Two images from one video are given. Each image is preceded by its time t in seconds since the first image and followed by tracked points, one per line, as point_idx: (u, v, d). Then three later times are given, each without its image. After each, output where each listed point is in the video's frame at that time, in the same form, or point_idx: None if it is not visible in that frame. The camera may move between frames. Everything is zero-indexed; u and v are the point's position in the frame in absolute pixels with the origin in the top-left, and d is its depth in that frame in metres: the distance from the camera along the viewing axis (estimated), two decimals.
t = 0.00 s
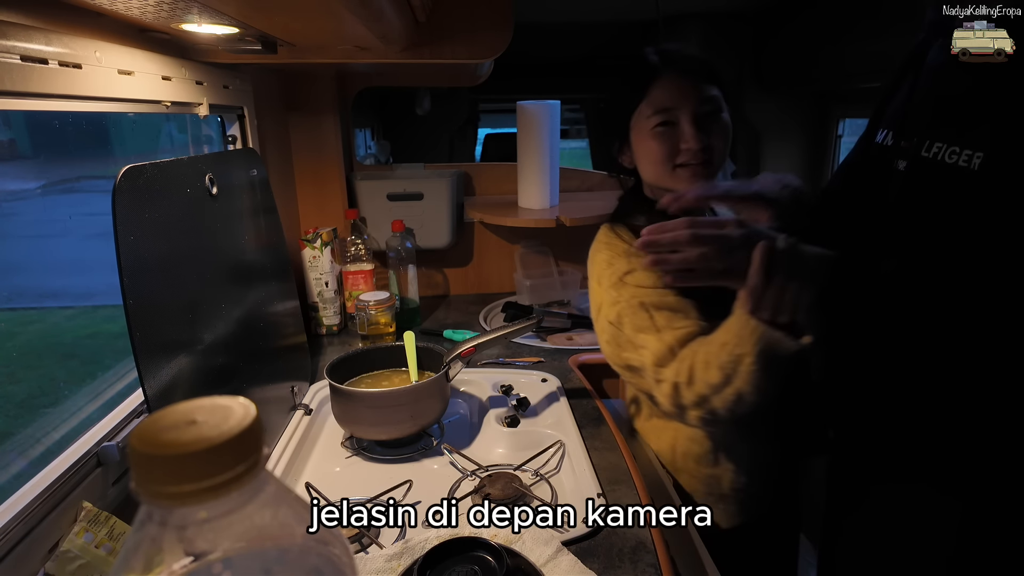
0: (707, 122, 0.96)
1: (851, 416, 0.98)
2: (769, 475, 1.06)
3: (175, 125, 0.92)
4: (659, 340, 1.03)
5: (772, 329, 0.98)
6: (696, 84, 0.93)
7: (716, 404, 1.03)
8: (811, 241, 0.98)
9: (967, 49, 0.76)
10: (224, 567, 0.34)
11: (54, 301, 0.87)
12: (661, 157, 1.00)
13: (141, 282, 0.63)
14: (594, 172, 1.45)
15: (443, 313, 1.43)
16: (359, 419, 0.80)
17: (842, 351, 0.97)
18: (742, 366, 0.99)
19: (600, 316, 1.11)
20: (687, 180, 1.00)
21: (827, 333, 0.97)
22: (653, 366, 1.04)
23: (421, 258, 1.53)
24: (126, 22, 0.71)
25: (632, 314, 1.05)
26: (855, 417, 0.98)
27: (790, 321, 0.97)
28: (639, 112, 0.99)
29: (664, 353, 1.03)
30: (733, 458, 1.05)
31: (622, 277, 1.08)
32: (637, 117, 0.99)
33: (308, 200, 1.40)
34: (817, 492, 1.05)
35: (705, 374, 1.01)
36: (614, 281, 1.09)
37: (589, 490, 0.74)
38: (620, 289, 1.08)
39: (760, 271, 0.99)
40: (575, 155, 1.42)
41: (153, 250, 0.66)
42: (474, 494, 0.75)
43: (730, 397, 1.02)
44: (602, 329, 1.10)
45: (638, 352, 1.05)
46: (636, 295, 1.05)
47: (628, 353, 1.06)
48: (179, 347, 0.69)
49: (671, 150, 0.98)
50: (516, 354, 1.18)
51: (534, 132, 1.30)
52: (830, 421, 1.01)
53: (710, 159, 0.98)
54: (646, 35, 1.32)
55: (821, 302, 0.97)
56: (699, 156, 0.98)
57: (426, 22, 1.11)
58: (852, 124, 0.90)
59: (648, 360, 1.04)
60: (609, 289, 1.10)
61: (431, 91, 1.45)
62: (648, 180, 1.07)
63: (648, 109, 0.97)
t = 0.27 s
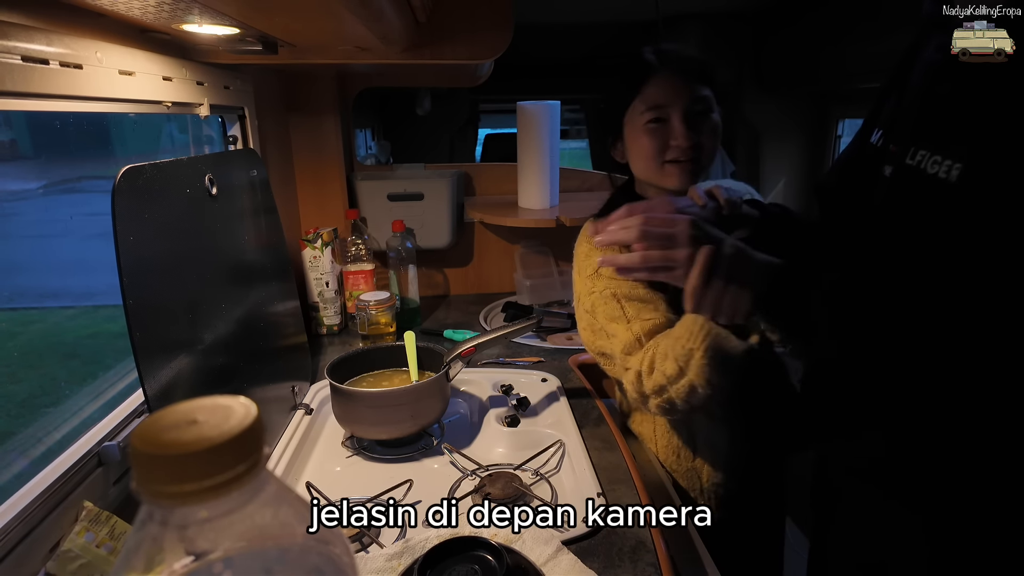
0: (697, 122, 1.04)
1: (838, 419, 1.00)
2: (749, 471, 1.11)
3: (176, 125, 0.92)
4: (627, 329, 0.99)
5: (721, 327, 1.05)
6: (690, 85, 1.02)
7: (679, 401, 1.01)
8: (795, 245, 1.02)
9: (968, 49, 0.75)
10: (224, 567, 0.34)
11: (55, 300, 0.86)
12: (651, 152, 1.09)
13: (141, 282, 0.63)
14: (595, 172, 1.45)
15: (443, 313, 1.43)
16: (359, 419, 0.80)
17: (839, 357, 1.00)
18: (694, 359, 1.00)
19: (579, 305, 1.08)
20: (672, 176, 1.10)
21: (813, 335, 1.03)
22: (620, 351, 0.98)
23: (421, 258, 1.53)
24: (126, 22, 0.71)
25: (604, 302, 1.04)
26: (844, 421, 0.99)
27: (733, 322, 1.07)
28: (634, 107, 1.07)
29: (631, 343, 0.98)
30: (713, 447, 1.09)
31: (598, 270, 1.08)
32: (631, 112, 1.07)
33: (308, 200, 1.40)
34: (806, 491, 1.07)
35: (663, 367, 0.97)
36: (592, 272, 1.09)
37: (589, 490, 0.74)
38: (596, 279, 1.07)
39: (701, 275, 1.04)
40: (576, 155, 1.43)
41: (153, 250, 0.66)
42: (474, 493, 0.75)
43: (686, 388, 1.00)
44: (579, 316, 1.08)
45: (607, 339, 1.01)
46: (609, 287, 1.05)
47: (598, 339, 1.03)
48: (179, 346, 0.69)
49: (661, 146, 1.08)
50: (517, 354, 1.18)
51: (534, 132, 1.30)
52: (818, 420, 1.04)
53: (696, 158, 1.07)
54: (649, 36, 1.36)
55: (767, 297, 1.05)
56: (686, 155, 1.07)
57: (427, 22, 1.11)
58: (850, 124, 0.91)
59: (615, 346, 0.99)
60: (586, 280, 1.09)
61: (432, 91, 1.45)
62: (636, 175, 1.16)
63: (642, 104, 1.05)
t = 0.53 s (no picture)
0: (689, 116, 1.04)
1: (834, 432, 0.96)
2: (749, 474, 1.06)
3: (176, 125, 0.92)
4: (620, 341, 1.07)
5: (700, 363, 0.99)
6: (678, 78, 1.01)
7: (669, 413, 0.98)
8: (801, 251, 0.98)
9: (967, 49, 0.74)
10: (225, 567, 0.34)
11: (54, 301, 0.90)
12: (644, 149, 1.10)
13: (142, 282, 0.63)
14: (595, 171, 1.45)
15: (444, 313, 1.43)
16: (359, 419, 0.80)
17: (826, 371, 0.95)
18: (673, 384, 0.97)
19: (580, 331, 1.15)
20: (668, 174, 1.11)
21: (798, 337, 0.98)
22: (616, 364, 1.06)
23: (421, 258, 1.53)
24: (126, 22, 0.71)
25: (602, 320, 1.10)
26: (834, 434, 0.96)
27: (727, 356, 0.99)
28: (623, 106, 1.08)
29: (624, 352, 1.07)
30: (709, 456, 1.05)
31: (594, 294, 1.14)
32: (623, 111, 1.08)
33: (308, 200, 1.40)
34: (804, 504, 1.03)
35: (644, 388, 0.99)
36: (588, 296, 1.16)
37: (590, 490, 0.74)
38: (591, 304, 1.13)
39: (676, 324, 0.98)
40: (577, 155, 1.46)
41: (152, 250, 0.66)
42: (474, 493, 0.75)
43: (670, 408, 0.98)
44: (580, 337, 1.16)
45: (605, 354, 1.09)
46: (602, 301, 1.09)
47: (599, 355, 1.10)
48: (180, 346, 0.69)
49: (653, 143, 1.08)
50: (517, 354, 1.18)
51: (535, 132, 1.30)
52: (814, 431, 1.00)
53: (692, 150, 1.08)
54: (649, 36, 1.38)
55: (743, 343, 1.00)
56: (681, 149, 1.07)
57: (427, 22, 1.11)
58: (848, 125, 0.95)
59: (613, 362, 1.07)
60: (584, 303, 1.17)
61: (432, 91, 1.45)
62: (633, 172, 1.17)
63: (632, 104, 1.06)
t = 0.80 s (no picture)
0: (691, 114, 1.09)
1: (838, 427, 0.99)
2: (749, 474, 1.11)
3: (175, 125, 0.92)
4: (631, 334, 1.14)
5: (707, 342, 1.11)
6: (681, 75, 1.07)
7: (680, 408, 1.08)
8: (808, 251, 1.03)
9: (967, 50, 0.74)
10: (224, 567, 0.34)
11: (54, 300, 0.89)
12: (647, 147, 1.14)
13: (143, 282, 0.63)
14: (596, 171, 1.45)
15: (444, 313, 1.42)
16: (359, 419, 0.80)
17: (828, 373, 0.99)
18: (686, 370, 1.11)
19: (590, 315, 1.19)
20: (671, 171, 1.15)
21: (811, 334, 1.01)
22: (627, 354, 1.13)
23: (422, 258, 1.53)
24: (126, 22, 0.71)
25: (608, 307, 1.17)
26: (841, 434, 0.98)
27: (727, 337, 1.11)
28: (623, 108, 1.15)
29: (633, 345, 1.14)
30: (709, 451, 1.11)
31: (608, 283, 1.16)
32: (621, 112, 1.15)
33: (308, 200, 1.40)
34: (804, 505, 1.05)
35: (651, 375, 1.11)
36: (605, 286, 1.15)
37: (589, 490, 0.74)
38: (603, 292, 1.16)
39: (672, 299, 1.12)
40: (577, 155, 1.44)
41: (152, 250, 0.66)
42: (474, 493, 0.75)
43: (680, 397, 1.10)
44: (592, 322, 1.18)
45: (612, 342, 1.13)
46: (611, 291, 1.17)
47: (609, 343, 1.14)
48: (179, 346, 0.69)
49: (656, 141, 1.12)
50: (517, 354, 1.18)
51: (535, 132, 1.30)
52: (822, 427, 1.02)
53: (698, 145, 1.11)
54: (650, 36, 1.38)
55: (746, 324, 1.09)
56: (684, 145, 1.11)
57: (427, 22, 1.11)
58: (850, 124, 0.94)
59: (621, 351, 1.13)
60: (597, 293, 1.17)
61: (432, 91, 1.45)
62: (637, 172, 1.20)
63: (631, 104, 1.13)
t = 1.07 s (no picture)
0: (702, 111, 1.03)
1: (830, 419, 0.97)
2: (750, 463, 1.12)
3: (175, 124, 0.91)
4: (633, 326, 1.09)
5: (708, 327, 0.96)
6: (692, 73, 1.03)
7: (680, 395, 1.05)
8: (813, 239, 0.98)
9: (967, 50, 0.72)
10: (224, 567, 0.34)
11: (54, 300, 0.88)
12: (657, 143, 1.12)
13: (142, 281, 0.63)
14: (596, 171, 1.44)
15: (443, 313, 1.42)
16: (359, 419, 0.80)
17: (822, 367, 0.94)
18: (685, 356, 0.97)
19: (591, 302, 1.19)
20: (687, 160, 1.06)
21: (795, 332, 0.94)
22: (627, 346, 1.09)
23: (422, 258, 1.53)
24: (125, 21, 0.71)
25: (612, 299, 1.13)
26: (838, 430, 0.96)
27: (727, 325, 0.96)
28: (635, 104, 1.13)
29: (636, 337, 1.08)
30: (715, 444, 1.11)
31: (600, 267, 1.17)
32: (633, 108, 1.12)
33: (307, 200, 1.40)
34: (796, 505, 1.03)
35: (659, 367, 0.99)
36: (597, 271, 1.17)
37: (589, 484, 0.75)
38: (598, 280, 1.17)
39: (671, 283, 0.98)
40: (576, 154, 1.45)
41: (152, 250, 0.66)
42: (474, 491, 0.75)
43: (680, 385, 0.99)
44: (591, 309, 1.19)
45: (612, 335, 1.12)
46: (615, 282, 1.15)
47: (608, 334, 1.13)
48: (179, 346, 0.69)
49: (666, 138, 1.10)
50: (517, 354, 1.18)
51: (535, 132, 1.30)
52: (815, 418, 1.00)
53: (707, 142, 1.05)
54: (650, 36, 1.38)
55: (745, 310, 0.95)
56: (694, 143, 1.06)
57: (426, 21, 1.11)
58: (852, 124, 0.93)
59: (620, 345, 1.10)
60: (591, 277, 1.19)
61: (432, 91, 1.45)
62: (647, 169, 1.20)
63: (643, 99, 1.11)
